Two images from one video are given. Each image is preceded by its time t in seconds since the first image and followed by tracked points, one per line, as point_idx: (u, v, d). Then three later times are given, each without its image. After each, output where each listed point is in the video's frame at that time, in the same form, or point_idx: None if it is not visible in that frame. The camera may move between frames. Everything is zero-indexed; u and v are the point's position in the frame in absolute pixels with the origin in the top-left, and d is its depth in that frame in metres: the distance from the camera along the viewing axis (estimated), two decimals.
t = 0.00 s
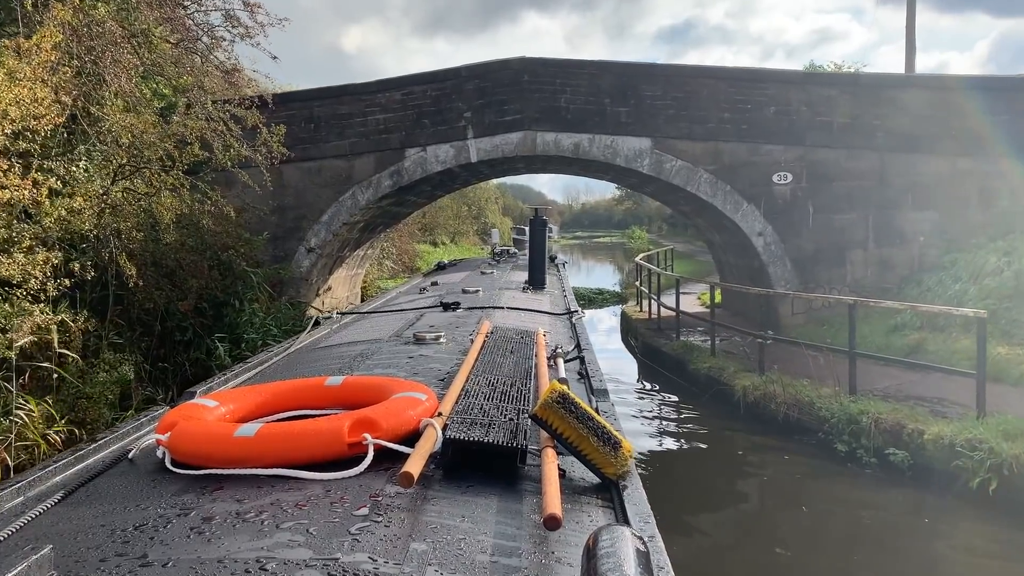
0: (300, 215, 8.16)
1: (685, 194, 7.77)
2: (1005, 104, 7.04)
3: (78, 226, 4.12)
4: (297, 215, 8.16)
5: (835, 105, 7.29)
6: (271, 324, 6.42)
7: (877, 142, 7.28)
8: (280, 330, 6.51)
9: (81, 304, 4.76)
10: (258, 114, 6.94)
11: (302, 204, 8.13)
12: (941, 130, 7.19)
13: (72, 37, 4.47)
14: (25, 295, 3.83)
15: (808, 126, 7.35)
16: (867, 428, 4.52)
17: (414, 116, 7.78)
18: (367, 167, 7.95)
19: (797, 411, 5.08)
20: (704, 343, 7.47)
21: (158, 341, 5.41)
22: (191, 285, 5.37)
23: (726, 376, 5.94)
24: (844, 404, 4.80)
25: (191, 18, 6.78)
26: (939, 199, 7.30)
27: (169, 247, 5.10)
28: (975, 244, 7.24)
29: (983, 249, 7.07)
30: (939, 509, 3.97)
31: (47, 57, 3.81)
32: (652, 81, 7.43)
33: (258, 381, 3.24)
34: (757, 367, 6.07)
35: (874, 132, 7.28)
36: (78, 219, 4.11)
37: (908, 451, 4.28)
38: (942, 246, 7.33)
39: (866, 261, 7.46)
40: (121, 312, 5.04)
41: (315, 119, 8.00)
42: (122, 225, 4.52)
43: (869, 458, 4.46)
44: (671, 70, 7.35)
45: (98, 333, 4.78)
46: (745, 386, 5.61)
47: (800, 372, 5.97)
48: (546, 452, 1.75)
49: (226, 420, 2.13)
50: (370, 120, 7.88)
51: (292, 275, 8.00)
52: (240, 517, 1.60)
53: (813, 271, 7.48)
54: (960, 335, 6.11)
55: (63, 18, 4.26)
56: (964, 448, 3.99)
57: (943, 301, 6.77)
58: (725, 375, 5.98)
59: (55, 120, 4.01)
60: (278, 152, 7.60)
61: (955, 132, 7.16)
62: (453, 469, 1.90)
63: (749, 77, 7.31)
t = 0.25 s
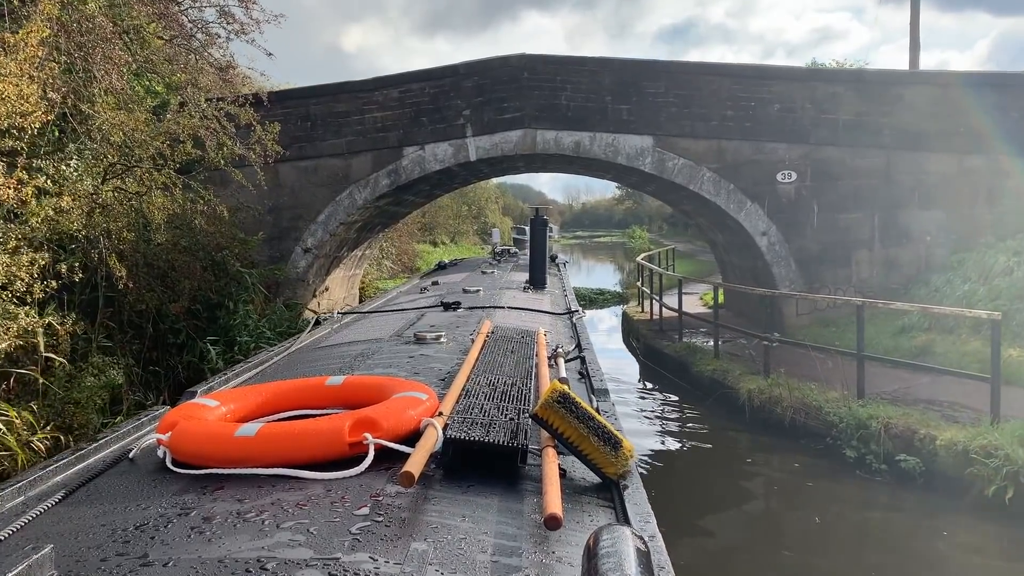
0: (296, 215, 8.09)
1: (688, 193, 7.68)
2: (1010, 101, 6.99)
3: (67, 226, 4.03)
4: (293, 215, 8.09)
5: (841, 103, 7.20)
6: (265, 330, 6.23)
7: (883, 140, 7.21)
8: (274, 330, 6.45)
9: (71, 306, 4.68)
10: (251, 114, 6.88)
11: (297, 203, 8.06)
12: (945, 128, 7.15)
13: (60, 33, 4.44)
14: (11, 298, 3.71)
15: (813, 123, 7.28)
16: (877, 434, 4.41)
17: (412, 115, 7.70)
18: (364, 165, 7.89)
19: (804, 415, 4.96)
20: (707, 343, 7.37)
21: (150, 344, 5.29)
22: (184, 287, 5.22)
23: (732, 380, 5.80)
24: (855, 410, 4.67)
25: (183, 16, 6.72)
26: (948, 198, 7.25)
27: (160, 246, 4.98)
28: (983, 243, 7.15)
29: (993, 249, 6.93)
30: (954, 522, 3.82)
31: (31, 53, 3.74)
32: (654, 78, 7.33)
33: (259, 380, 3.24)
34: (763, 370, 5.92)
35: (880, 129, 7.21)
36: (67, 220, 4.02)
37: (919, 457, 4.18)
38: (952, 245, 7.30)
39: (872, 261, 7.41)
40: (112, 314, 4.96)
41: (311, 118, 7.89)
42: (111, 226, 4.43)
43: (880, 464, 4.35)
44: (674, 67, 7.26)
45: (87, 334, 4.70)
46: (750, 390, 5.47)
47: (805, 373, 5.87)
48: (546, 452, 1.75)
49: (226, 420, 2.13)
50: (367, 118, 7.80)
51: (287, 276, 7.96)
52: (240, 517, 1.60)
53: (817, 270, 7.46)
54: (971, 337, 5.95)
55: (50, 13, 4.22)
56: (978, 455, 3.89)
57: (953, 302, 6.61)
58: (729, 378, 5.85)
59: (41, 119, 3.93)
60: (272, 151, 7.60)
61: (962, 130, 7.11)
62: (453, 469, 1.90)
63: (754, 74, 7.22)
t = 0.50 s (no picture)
0: (291, 215, 8.04)
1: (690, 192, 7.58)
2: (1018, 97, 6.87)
3: (52, 227, 3.93)
4: (287, 215, 8.04)
5: (846, 100, 7.12)
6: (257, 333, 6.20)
7: (890, 138, 7.11)
8: (269, 331, 6.53)
9: (57, 308, 4.58)
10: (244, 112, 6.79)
11: (293, 203, 8.02)
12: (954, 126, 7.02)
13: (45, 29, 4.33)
14: None
15: (818, 121, 7.20)
16: (889, 441, 4.21)
17: (409, 112, 7.63)
18: (361, 164, 7.84)
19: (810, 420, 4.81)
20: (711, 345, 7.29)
21: (139, 347, 5.22)
22: (173, 291, 5.09)
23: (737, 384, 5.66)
24: (865, 415, 4.48)
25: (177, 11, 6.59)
26: (956, 197, 7.11)
27: (149, 248, 4.84)
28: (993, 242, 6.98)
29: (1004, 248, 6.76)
30: (966, 530, 3.68)
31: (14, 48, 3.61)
32: (657, 75, 7.23)
33: (259, 381, 3.25)
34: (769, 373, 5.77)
35: (887, 127, 7.10)
36: (51, 221, 3.93)
37: (934, 465, 3.97)
38: (959, 244, 7.15)
39: (879, 262, 7.29)
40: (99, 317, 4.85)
41: (305, 117, 7.86)
42: (97, 228, 4.31)
43: (891, 473, 4.16)
44: (676, 63, 7.17)
45: (72, 338, 4.60)
46: (757, 395, 5.31)
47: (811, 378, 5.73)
48: (546, 452, 1.75)
49: (226, 420, 2.13)
50: (363, 116, 7.75)
51: (281, 278, 7.92)
52: (241, 517, 1.60)
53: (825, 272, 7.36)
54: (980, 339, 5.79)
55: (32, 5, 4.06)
56: (996, 464, 3.66)
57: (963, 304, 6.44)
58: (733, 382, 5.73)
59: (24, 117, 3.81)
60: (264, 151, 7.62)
61: (972, 127, 6.98)
62: (454, 469, 1.90)
63: (758, 71, 7.14)
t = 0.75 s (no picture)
0: (286, 215, 7.92)
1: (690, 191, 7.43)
2: None
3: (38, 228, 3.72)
4: (283, 215, 7.93)
5: (850, 98, 7.01)
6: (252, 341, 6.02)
7: (896, 137, 7.02)
8: (263, 336, 6.40)
9: (41, 312, 4.38)
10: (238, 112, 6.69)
11: (287, 203, 7.88)
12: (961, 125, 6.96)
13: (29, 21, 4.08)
14: None
15: (823, 118, 7.08)
16: (898, 449, 4.09)
17: (405, 111, 7.48)
18: (357, 163, 7.69)
19: (815, 427, 4.67)
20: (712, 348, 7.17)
21: (128, 351, 5.05)
22: (162, 293, 4.92)
23: (740, 387, 5.53)
24: (875, 421, 4.35)
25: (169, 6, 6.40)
26: (961, 197, 7.05)
27: (138, 248, 4.69)
28: (1001, 243, 6.96)
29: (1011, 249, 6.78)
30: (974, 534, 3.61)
31: None
32: (657, 73, 7.12)
33: (258, 381, 3.25)
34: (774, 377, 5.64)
35: (893, 127, 7.01)
36: (36, 221, 3.70)
37: (945, 472, 3.85)
38: (965, 245, 7.10)
39: (883, 262, 7.20)
40: (85, 320, 4.65)
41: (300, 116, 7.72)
42: (84, 228, 4.15)
43: (902, 481, 4.05)
44: (678, 61, 7.04)
45: (56, 342, 4.40)
46: (761, 400, 5.17)
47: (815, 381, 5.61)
48: (546, 452, 1.75)
49: (226, 420, 2.13)
50: (359, 115, 7.60)
51: (276, 279, 7.77)
52: (240, 517, 1.60)
53: (828, 273, 7.20)
54: (989, 342, 5.71)
55: None
56: (1010, 473, 3.54)
57: (970, 306, 6.35)
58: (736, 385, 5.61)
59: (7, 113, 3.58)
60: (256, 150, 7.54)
61: (977, 127, 6.93)
62: (453, 469, 1.90)
63: (760, 68, 7.02)
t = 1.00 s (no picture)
0: (280, 216, 7.67)
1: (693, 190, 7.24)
2: None
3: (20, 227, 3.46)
4: (279, 215, 7.66)
5: (857, 95, 6.81)
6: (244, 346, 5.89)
7: (904, 136, 6.80)
8: (256, 338, 6.28)
9: (26, 314, 4.38)
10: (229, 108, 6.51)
11: (282, 203, 7.64)
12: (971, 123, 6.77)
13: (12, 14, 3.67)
14: None
15: (827, 117, 6.88)
16: (911, 456, 3.93)
17: (402, 109, 7.25)
18: (352, 161, 7.45)
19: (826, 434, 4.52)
20: (716, 351, 7.01)
21: (116, 353, 5.05)
22: (151, 296, 4.94)
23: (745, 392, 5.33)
24: (885, 428, 4.20)
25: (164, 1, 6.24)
26: (971, 196, 6.87)
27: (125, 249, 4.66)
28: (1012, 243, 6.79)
29: None
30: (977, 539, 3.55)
31: None
32: (660, 69, 6.92)
33: (258, 381, 3.25)
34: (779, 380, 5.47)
35: (900, 125, 6.80)
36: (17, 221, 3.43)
37: (959, 482, 3.70)
38: (976, 245, 6.91)
39: (890, 262, 7.03)
40: (70, 322, 4.63)
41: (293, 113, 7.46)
42: (71, 227, 4.01)
43: (913, 489, 3.89)
44: (681, 57, 6.83)
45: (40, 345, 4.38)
46: (766, 404, 5.02)
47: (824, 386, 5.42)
48: (546, 452, 1.75)
49: (226, 420, 2.13)
50: (354, 112, 7.36)
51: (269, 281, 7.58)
52: (240, 517, 1.61)
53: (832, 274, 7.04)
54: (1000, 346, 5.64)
55: None
56: None
57: (980, 308, 6.22)
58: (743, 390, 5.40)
59: None
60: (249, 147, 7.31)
61: (988, 124, 6.73)
62: (453, 469, 1.90)
63: (765, 64, 6.80)
